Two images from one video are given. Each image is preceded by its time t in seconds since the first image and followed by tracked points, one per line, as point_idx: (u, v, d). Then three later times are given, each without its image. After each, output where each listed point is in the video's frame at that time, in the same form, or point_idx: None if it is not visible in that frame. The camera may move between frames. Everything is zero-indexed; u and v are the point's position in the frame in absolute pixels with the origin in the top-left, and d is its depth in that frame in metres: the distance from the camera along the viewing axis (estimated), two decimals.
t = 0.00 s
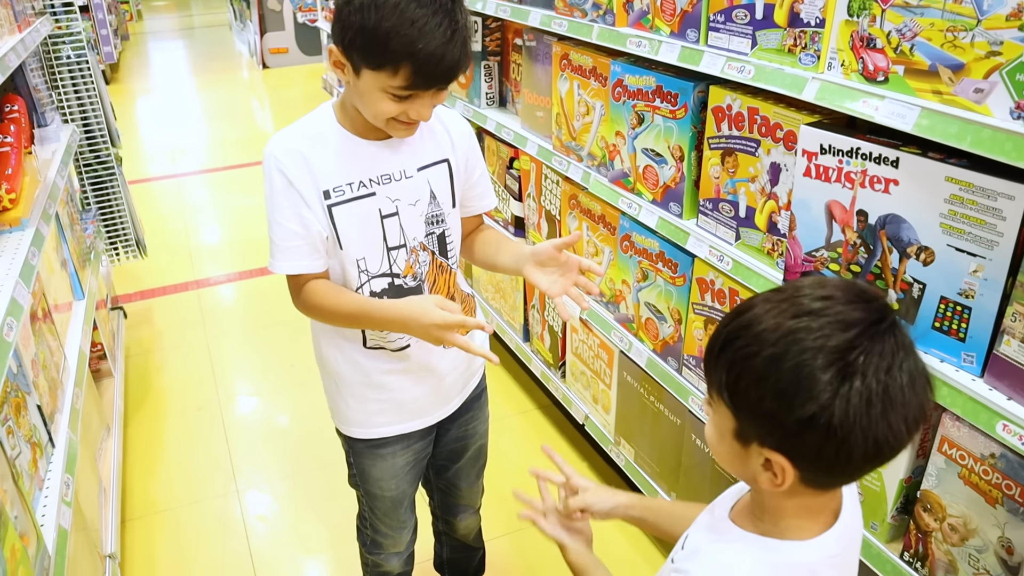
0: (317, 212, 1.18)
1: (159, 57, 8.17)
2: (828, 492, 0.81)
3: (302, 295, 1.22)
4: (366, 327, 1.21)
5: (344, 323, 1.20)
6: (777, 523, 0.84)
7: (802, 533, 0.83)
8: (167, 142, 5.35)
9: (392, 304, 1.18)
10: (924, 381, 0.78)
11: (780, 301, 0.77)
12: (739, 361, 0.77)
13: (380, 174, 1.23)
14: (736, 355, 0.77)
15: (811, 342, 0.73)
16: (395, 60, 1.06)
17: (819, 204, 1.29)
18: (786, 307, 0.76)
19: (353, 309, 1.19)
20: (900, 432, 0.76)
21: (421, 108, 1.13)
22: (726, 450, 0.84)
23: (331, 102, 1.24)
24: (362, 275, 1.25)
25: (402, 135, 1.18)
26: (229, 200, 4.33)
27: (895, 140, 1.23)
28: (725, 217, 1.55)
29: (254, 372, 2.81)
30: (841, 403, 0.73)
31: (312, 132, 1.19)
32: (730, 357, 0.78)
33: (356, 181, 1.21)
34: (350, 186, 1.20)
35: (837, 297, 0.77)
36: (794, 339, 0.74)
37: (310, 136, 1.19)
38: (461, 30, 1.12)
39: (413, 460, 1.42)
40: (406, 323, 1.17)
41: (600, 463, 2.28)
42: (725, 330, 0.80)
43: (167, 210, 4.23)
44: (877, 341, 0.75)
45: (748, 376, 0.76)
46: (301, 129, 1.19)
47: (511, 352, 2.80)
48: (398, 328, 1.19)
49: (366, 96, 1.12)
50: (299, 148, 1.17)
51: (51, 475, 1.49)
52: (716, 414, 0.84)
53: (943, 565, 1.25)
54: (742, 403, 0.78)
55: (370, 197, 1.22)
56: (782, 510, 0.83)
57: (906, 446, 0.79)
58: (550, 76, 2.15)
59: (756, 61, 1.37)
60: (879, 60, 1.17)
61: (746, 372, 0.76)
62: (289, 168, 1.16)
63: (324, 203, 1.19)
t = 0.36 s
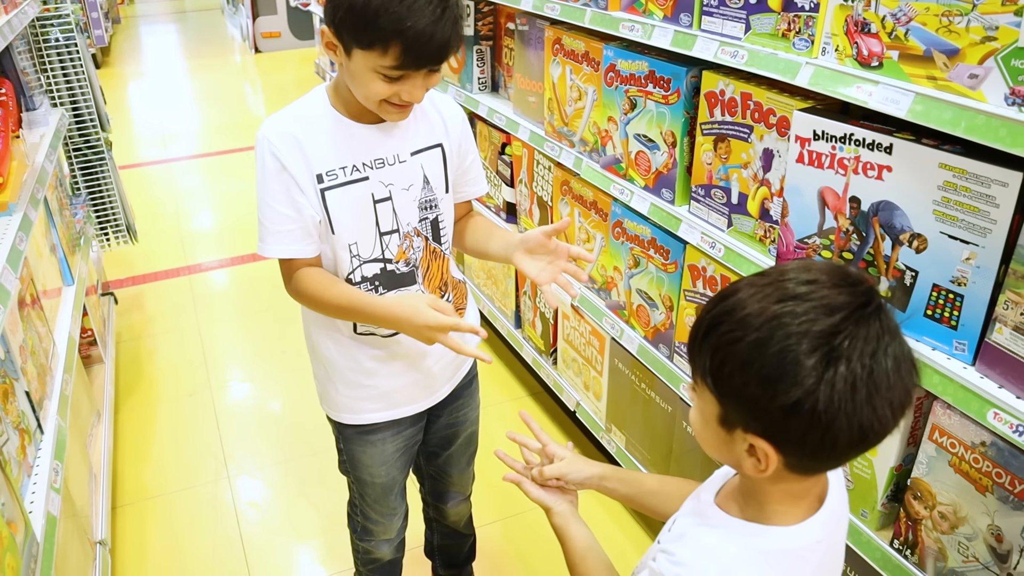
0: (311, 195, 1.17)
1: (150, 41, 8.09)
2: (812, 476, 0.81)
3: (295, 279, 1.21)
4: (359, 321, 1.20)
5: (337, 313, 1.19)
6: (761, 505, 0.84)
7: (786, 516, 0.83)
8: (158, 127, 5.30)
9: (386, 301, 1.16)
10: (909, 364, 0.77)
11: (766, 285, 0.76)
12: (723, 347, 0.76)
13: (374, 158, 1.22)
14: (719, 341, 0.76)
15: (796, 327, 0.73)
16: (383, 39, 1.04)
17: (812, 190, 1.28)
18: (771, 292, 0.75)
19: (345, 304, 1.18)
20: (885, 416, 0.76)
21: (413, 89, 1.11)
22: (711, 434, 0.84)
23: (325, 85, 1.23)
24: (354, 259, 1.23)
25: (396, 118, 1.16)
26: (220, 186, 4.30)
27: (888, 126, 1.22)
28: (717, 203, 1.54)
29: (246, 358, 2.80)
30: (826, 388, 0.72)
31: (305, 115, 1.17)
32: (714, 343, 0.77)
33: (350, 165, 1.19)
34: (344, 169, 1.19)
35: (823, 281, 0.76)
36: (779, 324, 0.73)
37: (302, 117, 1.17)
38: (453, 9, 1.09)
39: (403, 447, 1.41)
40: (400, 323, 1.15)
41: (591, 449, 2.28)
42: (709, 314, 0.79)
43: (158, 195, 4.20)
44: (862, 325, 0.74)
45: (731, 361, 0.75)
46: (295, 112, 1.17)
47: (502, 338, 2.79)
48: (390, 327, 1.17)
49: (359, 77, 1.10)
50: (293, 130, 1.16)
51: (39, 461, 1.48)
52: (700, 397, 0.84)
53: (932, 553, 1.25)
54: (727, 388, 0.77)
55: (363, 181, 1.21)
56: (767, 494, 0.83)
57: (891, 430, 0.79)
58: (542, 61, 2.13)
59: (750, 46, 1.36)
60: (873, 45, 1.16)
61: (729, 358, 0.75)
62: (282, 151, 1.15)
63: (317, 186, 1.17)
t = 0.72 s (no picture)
0: (305, 185, 1.16)
1: (136, 36, 8.02)
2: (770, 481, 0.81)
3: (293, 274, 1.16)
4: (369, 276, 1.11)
5: (344, 283, 1.12)
6: (724, 504, 0.84)
7: (747, 517, 0.83)
8: (146, 124, 5.26)
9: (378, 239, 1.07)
10: (875, 391, 0.78)
11: (745, 292, 0.75)
12: (693, 349, 0.76)
13: (366, 150, 1.21)
14: (690, 341, 0.77)
15: (767, 343, 0.72)
16: None
17: (800, 192, 1.29)
18: (748, 301, 0.75)
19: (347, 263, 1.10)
20: (841, 440, 0.77)
21: (393, 50, 1.10)
22: (675, 429, 0.84)
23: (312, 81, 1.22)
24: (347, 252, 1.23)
25: (384, 95, 1.14)
26: (208, 183, 4.27)
27: (875, 128, 1.22)
28: (706, 204, 1.54)
29: (234, 356, 2.79)
30: (787, 407, 0.73)
31: (299, 107, 1.17)
32: (685, 343, 0.77)
33: (343, 156, 1.19)
34: (337, 160, 1.18)
35: (802, 295, 0.75)
36: (749, 337, 0.73)
37: (296, 109, 1.17)
38: None
39: (393, 449, 1.41)
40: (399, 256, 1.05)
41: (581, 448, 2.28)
42: (685, 312, 0.79)
43: (146, 193, 4.17)
44: (832, 349, 0.74)
45: (700, 365, 0.76)
46: (288, 105, 1.17)
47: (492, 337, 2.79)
48: (394, 265, 1.08)
49: (338, 50, 1.10)
50: (287, 121, 1.16)
51: (25, 463, 1.47)
52: (668, 390, 0.84)
53: (918, 553, 1.26)
54: (692, 389, 0.78)
55: (356, 172, 1.20)
56: (727, 492, 0.83)
57: (847, 451, 0.80)
58: (531, 59, 2.12)
59: (738, 46, 1.36)
60: (860, 47, 1.16)
61: (698, 361, 0.76)
62: (277, 142, 1.14)
63: (312, 176, 1.16)
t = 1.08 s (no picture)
0: (304, 210, 1.17)
1: (140, 54, 8.08)
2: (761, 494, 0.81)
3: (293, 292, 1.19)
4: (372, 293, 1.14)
5: (348, 301, 1.15)
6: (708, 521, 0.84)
7: (731, 530, 0.83)
8: (149, 141, 5.29)
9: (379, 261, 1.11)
10: (858, 415, 0.78)
11: (736, 307, 0.76)
12: (681, 358, 0.77)
13: (365, 172, 1.22)
14: (679, 350, 0.77)
15: (754, 357, 0.73)
16: (366, 27, 1.06)
17: (800, 209, 1.30)
18: (739, 315, 0.75)
19: (349, 284, 1.14)
20: (821, 461, 0.77)
21: (401, 82, 1.12)
22: (658, 437, 0.84)
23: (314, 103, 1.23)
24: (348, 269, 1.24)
25: (388, 120, 1.16)
26: (210, 200, 4.29)
27: (874, 146, 1.24)
28: (707, 221, 1.55)
29: (235, 373, 2.79)
30: (769, 422, 0.74)
31: (298, 131, 1.19)
32: (674, 352, 0.78)
33: (343, 178, 1.20)
34: (336, 182, 1.20)
35: (792, 314, 0.76)
36: (736, 350, 0.74)
37: (295, 131, 1.19)
38: (432, 3, 1.12)
39: (394, 465, 1.41)
40: (397, 276, 1.10)
41: (582, 465, 2.28)
42: (676, 322, 0.80)
43: (148, 209, 4.19)
44: (818, 369, 0.75)
45: (686, 374, 0.76)
46: (288, 128, 1.19)
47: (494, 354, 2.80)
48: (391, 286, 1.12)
49: (346, 79, 1.12)
50: (286, 145, 1.17)
51: (27, 479, 1.47)
52: (654, 398, 0.84)
53: (921, 568, 1.26)
54: (677, 398, 0.78)
55: (356, 194, 1.22)
56: (710, 508, 0.83)
57: (827, 473, 0.80)
58: (533, 78, 2.14)
59: (739, 66, 1.38)
60: (859, 66, 1.18)
61: (685, 370, 0.76)
62: (275, 167, 1.16)
63: (310, 201, 1.18)
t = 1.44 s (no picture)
0: (300, 220, 1.18)
1: (143, 60, 8.10)
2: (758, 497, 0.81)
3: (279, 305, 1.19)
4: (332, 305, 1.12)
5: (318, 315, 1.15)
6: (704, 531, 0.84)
7: (728, 538, 0.83)
8: (151, 146, 5.31)
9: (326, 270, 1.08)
10: (849, 421, 0.78)
11: (726, 313, 0.76)
12: (672, 364, 0.77)
13: (364, 180, 1.22)
14: (670, 356, 0.77)
15: (744, 364, 0.73)
16: (363, 43, 1.06)
17: (801, 214, 1.30)
18: (729, 321, 0.75)
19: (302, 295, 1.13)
20: (811, 467, 0.77)
21: (399, 95, 1.12)
22: (652, 441, 0.84)
23: (312, 110, 1.24)
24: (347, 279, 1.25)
25: (387, 131, 1.17)
26: (212, 206, 4.29)
27: (875, 151, 1.24)
28: (708, 225, 1.55)
29: (236, 378, 2.79)
30: (759, 429, 0.74)
31: (295, 140, 1.19)
32: (665, 357, 0.78)
33: (340, 187, 1.20)
34: (333, 192, 1.20)
35: (782, 320, 0.76)
36: (725, 356, 0.74)
37: (293, 141, 1.19)
38: (430, 17, 1.13)
39: (396, 471, 1.41)
40: (341, 283, 1.07)
41: (583, 470, 2.28)
42: (668, 328, 0.80)
43: (150, 214, 4.20)
44: (807, 375, 0.75)
45: (676, 380, 0.76)
46: (285, 137, 1.19)
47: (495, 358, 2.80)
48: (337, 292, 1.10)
49: (344, 92, 1.12)
50: (283, 154, 1.18)
51: (29, 485, 1.47)
52: (647, 403, 0.85)
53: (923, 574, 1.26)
54: (668, 403, 0.78)
55: (354, 202, 1.22)
56: (708, 516, 0.83)
57: (818, 479, 0.80)
58: (534, 84, 2.15)
59: (739, 71, 1.38)
60: (859, 71, 1.18)
61: (676, 376, 0.77)
62: (271, 176, 1.16)
63: (307, 209, 1.19)
